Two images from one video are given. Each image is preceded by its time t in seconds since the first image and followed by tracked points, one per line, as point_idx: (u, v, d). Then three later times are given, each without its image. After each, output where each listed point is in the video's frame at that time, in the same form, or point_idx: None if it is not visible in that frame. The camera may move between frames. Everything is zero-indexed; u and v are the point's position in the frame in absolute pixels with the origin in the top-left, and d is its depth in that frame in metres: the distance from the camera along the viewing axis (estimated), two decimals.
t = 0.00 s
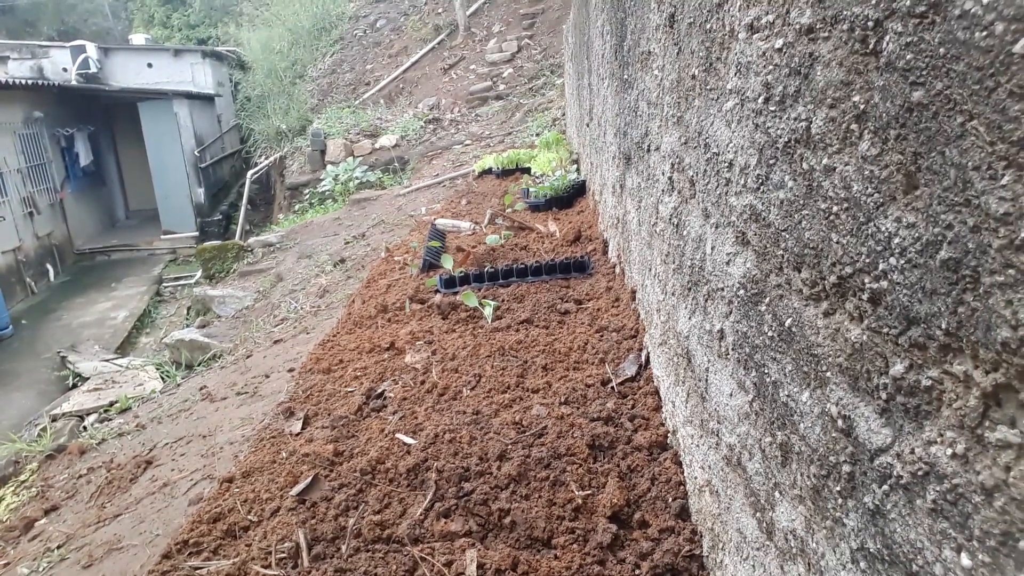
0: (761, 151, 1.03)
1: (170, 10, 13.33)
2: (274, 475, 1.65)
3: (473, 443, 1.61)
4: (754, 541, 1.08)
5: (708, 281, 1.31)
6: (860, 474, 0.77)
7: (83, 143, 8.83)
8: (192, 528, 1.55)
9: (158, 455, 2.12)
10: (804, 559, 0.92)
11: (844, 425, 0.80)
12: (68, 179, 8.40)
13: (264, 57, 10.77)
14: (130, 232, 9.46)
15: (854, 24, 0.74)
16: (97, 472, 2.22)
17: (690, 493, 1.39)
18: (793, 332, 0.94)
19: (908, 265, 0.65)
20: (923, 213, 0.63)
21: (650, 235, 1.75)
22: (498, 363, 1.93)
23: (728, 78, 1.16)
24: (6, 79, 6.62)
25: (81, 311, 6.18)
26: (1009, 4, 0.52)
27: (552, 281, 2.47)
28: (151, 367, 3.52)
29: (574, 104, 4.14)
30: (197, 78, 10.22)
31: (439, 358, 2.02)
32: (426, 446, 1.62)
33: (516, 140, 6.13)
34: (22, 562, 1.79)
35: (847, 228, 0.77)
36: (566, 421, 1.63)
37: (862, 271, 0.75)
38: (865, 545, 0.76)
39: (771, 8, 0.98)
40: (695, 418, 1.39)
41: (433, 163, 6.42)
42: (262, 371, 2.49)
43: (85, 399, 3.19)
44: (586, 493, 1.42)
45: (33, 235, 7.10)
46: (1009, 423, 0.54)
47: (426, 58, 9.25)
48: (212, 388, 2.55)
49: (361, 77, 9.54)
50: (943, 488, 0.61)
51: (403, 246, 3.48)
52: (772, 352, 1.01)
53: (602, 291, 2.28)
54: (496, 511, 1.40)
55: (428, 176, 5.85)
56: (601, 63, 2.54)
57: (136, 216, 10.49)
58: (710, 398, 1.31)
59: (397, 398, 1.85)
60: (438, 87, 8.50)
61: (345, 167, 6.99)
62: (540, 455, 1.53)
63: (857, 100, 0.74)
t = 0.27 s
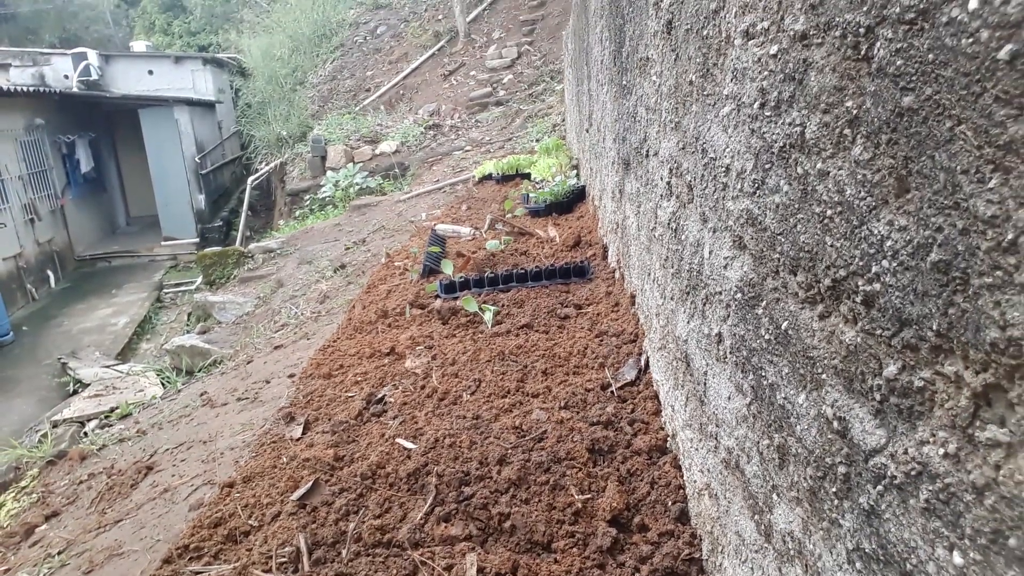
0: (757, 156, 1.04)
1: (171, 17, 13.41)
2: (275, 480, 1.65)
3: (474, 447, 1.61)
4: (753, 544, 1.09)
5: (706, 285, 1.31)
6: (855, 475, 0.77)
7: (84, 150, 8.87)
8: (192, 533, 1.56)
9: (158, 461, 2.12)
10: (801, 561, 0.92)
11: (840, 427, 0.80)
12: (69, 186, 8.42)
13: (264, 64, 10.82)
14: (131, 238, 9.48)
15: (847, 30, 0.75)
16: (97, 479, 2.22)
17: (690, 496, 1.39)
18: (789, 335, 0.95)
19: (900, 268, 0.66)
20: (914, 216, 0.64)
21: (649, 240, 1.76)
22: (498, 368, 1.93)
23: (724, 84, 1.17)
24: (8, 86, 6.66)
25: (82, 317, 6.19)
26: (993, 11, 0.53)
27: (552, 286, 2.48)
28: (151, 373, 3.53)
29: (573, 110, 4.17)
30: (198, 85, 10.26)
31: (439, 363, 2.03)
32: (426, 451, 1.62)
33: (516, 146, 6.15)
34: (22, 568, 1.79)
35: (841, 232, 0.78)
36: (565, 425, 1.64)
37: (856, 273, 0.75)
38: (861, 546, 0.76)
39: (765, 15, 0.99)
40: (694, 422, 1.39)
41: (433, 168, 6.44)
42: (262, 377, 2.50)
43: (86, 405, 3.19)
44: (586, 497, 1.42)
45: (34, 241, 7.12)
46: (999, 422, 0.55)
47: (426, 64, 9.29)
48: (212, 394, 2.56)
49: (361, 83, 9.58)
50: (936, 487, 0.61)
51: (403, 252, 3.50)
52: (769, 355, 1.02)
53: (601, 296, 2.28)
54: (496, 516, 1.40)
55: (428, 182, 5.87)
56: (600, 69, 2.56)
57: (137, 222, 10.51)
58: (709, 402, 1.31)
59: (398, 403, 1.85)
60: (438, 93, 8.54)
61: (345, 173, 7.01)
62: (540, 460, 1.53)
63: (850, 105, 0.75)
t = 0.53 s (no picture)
0: (754, 159, 1.04)
1: (172, 21, 13.45)
2: (276, 484, 1.65)
3: (474, 450, 1.62)
4: (751, 546, 1.09)
5: (705, 288, 1.32)
6: (851, 476, 0.77)
7: (85, 155, 8.90)
8: (193, 537, 1.56)
9: (158, 465, 2.13)
10: (799, 562, 0.92)
11: (836, 428, 0.81)
12: (70, 191, 8.44)
13: (265, 69, 10.85)
14: (132, 243, 9.49)
15: (841, 35, 0.75)
16: (97, 483, 2.23)
17: (689, 499, 1.39)
18: (787, 337, 0.95)
19: (894, 269, 0.66)
20: (908, 218, 0.64)
21: (648, 243, 1.77)
22: (498, 371, 1.94)
23: (722, 88, 1.18)
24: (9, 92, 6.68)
25: (82, 322, 6.19)
26: (983, 16, 0.53)
27: (552, 290, 2.49)
28: (151, 378, 3.53)
29: (573, 113, 4.17)
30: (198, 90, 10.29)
31: (439, 366, 2.03)
32: (426, 454, 1.62)
33: (516, 150, 6.17)
34: (22, 573, 1.80)
35: (837, 234, 0.79)
36: (565, 428, 1.64)
37: (851, 275, 0.76)
38: (858, 546, 0.76)
39: (762, 19, 1.00)
40: (693, 425, 1.40)
41: (433, 173, 6.46)
42: (262, 381, 2.50)
43: (86, 410, 3.19)
44: (586, 500, 1.42)
45: (35, 246, 7.14)
46: (992, 422, 0.55)
47: (426, 68, 9.32)
48: (213, 399, 2.56)
49: (362, 88, 9.61)
50: (931, 487, 0.62)
51: (403, 256, 3.51)
52: (767, 357, 1.02)
53: (601, 300, 2.29)
54: (496, 519, 1.41)
55: (428, 187, 5.88)
56: (600, 73, 2.57)
57: (138, 227, 10.53)
58: (708, 404, 1.31)
59: (398, 406, 1.85)
60: (438, 97, 8.57)
61: (345, 177, 7.03)
62: (540, 463, 1.53)
63: (844, 108, 0.76)
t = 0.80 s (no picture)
0: (757, 160, 1.04)
1: (176, 21, 13.49)
2: (278, 484, 1.65)
3: (476, 451, 1.62)
4: (753, 547, 1.09)
5: (707, 289, 1.32)
6: (854, 477, 0.77)
7: (88, 156, 8.92)
8: (196, 536, 1.56)
9: (161, 465, 2.13)
10: (801, 563, 0.92)
11: (838, 429, 0.81)
12: (73, 191, 8.46)
13: (267, 69, 10.87)
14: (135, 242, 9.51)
15: (845, 35, 0.75)
16: (100, 483, 2.23)
17: (691, 499, 1.39)
18: (789, 338, 0.95)
19: (896, 270, 0.67)
20: (911, 219, 0.64)
21: (650, 244, 1.77)
22: (500, 372, 1.94)
23: (725, 88, 1.18)
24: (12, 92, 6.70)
25: (84, 322, 6.21)
26: (985, 17, 0.53)
27: (554, 291, 2.49)
28: (154, 378, 3.53)
29: (575, 114, 4.18)
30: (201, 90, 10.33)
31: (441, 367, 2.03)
32: (428, 454, 1.63)
33: (518, 151, 6.17)
34: (24, 573, 1.80)
35: (839, 235, 0.79)
36: (567, 429, 1.64)
37: (854, 276, 0.76)
38: (860, 547, 0.76)
39: (765, 19, 1.00)
40: (695, 425, 1.40)
41: (435, 173, 6.46)
42: (265, 381, 2.50)
43: (89, 410, 3.20)
44: (588, 500, 1.42)
45: (37, 246, 7.15)
46: (994, 423, 0.55)
47: (429, 69, 9.33)
48: (215, 399, 2.56)
49: (364, 88, 9.62)
50: (933, 487, 0.62)
51: (405, 257, 3.51)
52: (769, 357, 1.02)
53: (603, 300, 2.29)
54: (498, 519, 1.41)
55: (430, 187, 5.88)
56: (602, 74, 2.57)
57: (141, 227, 10.55)
58: (710, 405, 1.32)
59: (400, 407, 1.85)
60: (441, 98, 8.57)
61: (347, 177, 7.03)
62: (542, 463, 1.53)
63: (848, 109, 0.76)
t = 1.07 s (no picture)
0: (778, 163, 1.03)
1: (200, 27, 13.73)
2: (294, 486, 1.66)
3: (491, 453, 1.61)
4: (770, 553, 1.07)
5: (726, 292, 1.31)
6: (873, 482, 0.76)
7: (113, 160, 9.09)
8: (212, 536, 1.57)
9: (179, 465, 2.15)
10: (818, 569, 0.91)
11: (858, 433, 0.79)
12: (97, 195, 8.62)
13: (289, 74, 11.01)
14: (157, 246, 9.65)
15: (872, 35, 0.74)
16: (119, 483, 2.25)
17: (707, 504, 1.38)
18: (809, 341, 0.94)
19: (920, 273, 0.65)
20: (935, 222, 0.63)
21: (669, 247, 1.75)
22: (516, 374, 1.93)
23: (747, 90, 1.16)
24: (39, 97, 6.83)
25: (106, 323, 6.31)
26: (1019, 16, 0.53)
27: (572, 293, 2.48)
28: (173, 379, 3.56)
29: (594, 115, 4.17)
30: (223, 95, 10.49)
31: (457, 369, 2.03)
32: (443, 456, 1.62)
33: (536, 153, 6.18)
34: (46, 571, 1.82)
35: (861, 237, 0.77)
36: (583, 432, 1.63)
37: (876, 279, 0.75)
38: (878, 552, 0.76)
39: (789, 19, 0.98)
40: (712, 430, 1.38)
41: (454, 176, 6.48)
42: (283, 382, 2.52)
43: (110, 410, 3.24)
44: (604, 504, 1.41)
45: (62, 248, 7.28)
46: (1019, 428, 0.54)
47: (449, 73, 9.38)
48: (233, 400, 2.59)
49: (384, 92, 9.69)
50: (953, 494, 0.61)
51: (423, 259, 3.52)
52: (788, 361, 1.01)
53: (620, 303, 2.28)
54: (513, 522, 1.40)
55: (449, 190, 5.90)
56: (621, 75, 2.57)
57: (163, 230, 10.71)
58: (727, 409, 1.30)
59: (416, 409, 1.85)
60: (461, 102, 8.61)
61: (367, 181, 7.06)
62: (557, 467, 1.52)
63: (872, 111, 0.75)
